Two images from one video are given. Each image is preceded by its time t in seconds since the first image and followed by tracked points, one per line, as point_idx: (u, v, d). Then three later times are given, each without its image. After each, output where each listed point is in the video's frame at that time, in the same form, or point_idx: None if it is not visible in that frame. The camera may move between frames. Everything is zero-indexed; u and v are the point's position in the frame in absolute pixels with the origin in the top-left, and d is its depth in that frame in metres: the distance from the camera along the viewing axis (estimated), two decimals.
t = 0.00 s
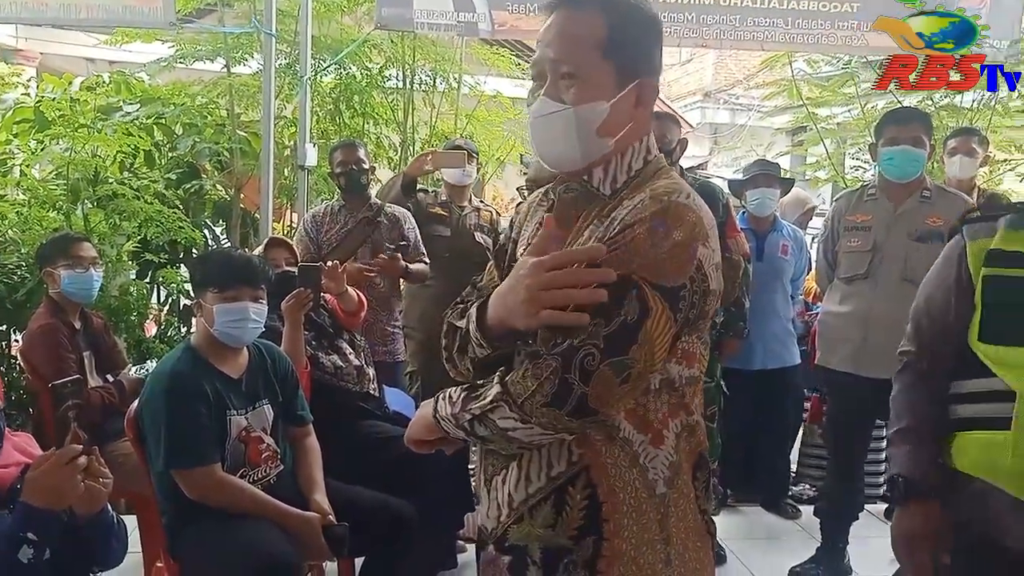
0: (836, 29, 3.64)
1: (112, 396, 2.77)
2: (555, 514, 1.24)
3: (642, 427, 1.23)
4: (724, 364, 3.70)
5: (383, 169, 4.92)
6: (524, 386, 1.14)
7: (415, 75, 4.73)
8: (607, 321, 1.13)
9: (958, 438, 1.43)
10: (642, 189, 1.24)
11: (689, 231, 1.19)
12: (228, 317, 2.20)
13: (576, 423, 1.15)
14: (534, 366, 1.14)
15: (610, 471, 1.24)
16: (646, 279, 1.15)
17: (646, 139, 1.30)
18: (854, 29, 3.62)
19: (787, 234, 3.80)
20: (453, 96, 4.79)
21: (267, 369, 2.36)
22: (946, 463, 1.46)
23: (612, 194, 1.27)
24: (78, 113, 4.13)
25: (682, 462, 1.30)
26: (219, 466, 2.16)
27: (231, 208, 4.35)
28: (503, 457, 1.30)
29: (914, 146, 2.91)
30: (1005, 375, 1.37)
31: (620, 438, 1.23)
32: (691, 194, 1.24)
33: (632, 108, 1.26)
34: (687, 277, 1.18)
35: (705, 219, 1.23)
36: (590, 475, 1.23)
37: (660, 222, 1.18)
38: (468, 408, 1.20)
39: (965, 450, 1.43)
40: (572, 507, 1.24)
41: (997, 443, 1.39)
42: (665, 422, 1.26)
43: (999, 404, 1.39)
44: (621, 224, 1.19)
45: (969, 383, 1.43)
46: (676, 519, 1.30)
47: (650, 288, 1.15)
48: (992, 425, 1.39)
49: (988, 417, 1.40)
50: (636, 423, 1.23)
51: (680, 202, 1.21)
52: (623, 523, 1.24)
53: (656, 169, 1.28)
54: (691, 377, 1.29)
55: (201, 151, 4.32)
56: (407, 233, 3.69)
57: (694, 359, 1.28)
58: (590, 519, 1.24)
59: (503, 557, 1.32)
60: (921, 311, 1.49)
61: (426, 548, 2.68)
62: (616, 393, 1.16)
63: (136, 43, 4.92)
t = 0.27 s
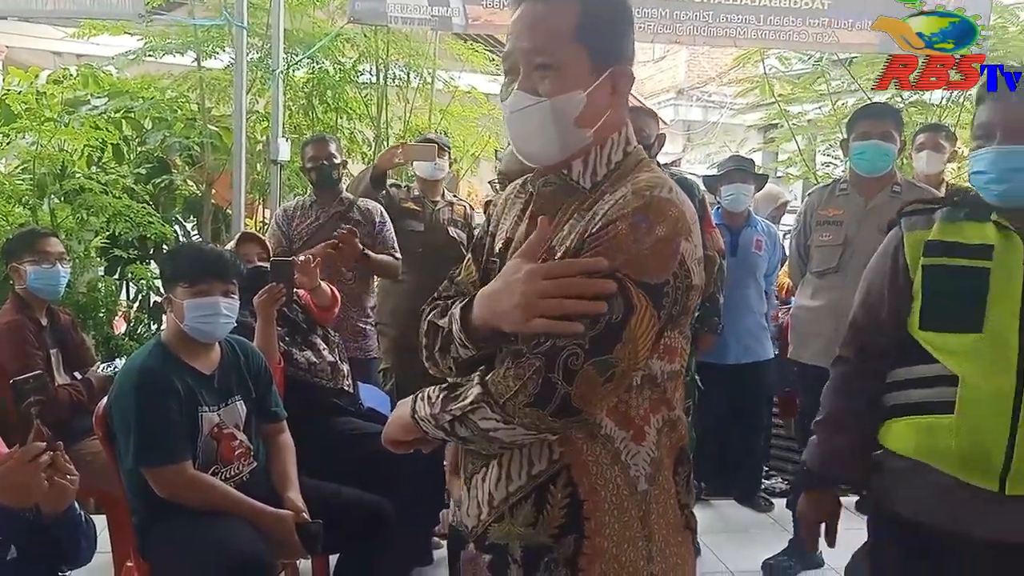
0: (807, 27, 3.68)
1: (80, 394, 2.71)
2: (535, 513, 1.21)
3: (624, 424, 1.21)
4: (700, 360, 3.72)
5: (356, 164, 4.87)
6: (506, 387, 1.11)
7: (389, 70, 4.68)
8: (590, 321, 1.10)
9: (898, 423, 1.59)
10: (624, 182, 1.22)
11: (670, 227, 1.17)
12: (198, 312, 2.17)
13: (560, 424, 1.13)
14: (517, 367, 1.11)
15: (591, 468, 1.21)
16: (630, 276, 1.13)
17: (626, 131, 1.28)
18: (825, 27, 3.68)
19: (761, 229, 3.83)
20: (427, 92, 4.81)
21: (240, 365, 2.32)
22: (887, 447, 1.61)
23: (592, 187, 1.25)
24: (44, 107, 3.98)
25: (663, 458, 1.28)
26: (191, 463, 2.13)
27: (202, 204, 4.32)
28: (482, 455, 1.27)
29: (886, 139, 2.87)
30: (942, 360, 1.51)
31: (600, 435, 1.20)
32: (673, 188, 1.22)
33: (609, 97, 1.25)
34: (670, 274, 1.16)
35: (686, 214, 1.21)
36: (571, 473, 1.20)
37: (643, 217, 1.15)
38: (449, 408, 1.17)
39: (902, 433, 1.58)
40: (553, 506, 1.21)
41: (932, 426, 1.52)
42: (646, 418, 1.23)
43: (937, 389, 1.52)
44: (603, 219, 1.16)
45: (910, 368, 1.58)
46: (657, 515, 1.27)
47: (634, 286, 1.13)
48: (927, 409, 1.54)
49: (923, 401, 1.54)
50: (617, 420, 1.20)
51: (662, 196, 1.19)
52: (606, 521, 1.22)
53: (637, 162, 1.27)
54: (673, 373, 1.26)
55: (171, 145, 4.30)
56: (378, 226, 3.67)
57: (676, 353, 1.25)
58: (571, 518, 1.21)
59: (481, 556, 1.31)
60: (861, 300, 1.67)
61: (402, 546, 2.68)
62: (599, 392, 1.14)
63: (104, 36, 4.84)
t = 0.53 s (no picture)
0: (765, 23, 3.81)
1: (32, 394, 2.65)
2: (498, 510, 1.16)
3: (588, 420, 1.17)
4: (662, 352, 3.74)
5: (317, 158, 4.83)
6: (467, 386, 1.09)
7: (349, 64, 4.65)
8: (551, 317, 1.07)
9: (836, 411, 1.63)
10: (586, 175, 1.19)
11: (633, 221, 1.14)
12: (148, 307, 2.13)
13: (522, 422, 1.10)
14: (478, 365, 1.08)
15: (553, 465, 1.16)
16: (592, 271, 1.10)
17: (586, 124, 1.24)
18: (782, 23, 3.82)
19: (722, 223, 3.86)
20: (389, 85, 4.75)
21: (199, 361, 2.29)
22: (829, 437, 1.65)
23: (552, 179, 1.21)
24: None
25: (627, 454, 1.23)
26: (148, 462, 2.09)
27: (159, 199, 4.24)
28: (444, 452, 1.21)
29: (840, 132, 2.95)
30: (875, 347, 1.55)
31: (563, 432, 1.15)
32: (636, 181, 1.19)
33: (551, 90, 1.20)
34: (632, 269, 1.13)
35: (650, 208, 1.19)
36: (534, 470, 1.15)
37: (605, 211, 1.12)
38: (410, 408, 1.14)
39: (841, 420, 1.62)
40: (515, 503, 1.15)
41: (868, 411, 1.56)
42: (609, 413, 1.19)
43: (871, 376, 1.57)
44: (565, 214, 1.14)
45: (838, 360, 1.63)
46: (620, 513, 1.22)
47: (595, 281, 1.10)
48: (863, 396, 1.58)
49: (858, 389, 1.58)
50: (581, 416, 1.16)
51: (624, 189, 1.15)
52: (571, 520, 1.16)
53: (599, 154, 1.24)
54: (637, 367, 1.23)
55: (126, 140, 4.17)
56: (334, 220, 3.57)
57: (640, 348, 1.22)
58: (535, 516, 1.16)
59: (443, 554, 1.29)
60: (793, 293, 1.70)
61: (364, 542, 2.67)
62: (562, 389, 1.10)
63: (56, 28, 4.73)
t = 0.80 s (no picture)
0: (715, 13, 3.84)
1: None
2: (451, 501, 1.12)
3: (541, 411, 1.13)
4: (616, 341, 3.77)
5: (269, 149, 4.76)
6: (419, 381, 1.05)
7: (300, 53, 4.59)
8: (501, 310, 1.04)
9: (779, 397, 1.67)
10: (539, 165, 1.15)
11: (582, 210, 1.11)
12: (94, 299, 2.08)
13: (477, 418, 1.06)
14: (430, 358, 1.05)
15: (506, 455, 1.12)
16: (542, 263, 1.07)
17: (539, 111, 1.20)
18: (732, 13, 3.87)
19: (676, 213, 3.90)
20: (341, 75, 4.76)
21: (151, 355, 2.26)
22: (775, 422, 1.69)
23: (506, 169, 1.18)
24: None
25: (582, 443, 1.19)
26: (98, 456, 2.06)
27: (105, 190, 4.16)
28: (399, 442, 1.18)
29: (787, 122, 3.00)
30: (812, 333, 1.61)
31: (517, 423, 1.12)
32: (589, 169, 1.16)
33: (484, 83, 1.16)
34: (584, 259, 1.10)
35: (603, 196, 1.15)
36: (488, 462, 1.12)
37: (556, 201, 1.10)
38: (363, 404, 1.11)
39: (784, 406, 1.66)
40: (469, 494, 1.12)
41: (810, 396, 1.61)
42: (563, 404, 1.16)
43: (809, 361, 1.62)
44: (515, 205, 1.10)
45: (778, 347, 1.66)
46: (575, 502, 1.18)
47: (545, 273, 1.07)
48: (803, 381, 1.62)
49: (799, 375, 1.63)
50: (535, 407, 1.13)
51: (576, 179, 1.12)
52: (526, 511, 1.13)
53: (554, 140, 1.20)
54: (592, 357, 1.19)
55: (70, 129, 4.05)
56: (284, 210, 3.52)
57: (593, 338, 1.18)
58: (489, 506, 1.12)
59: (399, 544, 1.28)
60: (728, 281, 1.72)
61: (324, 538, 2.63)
62: (516, 384, 1.07)
63: None
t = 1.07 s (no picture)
0: (668, 5, 3.90)
1: None
2: (405, 488, 1.12)
3: (492, 398, 1.14)
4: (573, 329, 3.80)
5: (222, 140, 4.70)
6: (377, 376, 1.05)
7: (253, 43, 4.54)
8: (450, 301, 1.05)
9: (738, 387, 1.72)
10: (485, 154, 1.17)
11: (530, 200, 1.12)
12: (46, 288, 2.05)
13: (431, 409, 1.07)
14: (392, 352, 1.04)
15: (459, 440, 1.13)
16: (492, 254, 1.08)
17: (485, 101, 1.21)
18: (685, 6, 3.93)
19: (631, 203, 3.94)
20: (295, 66, 4.73)
21: (111, 348, 2.23)
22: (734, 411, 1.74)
23: (456, 158, 1.20)
24: None
25: (532, 429, 1.20)
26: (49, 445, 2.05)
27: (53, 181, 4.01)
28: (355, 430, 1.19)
29: (739, 112, 3.05)
30: (765, 321, 1.67)
31: (468, 409, 1.13)
32: (536, 159, 1.17)
33: (426, 69, 1.16)
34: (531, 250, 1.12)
35: (549, 185, 1.16)
36: (441, 447, 1.12)
37: (503, 192, 1.10)
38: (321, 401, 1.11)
39: (742, 395, 1.72)
40: (423, 479, 1.12)
41: (767, 383, 1.67)
42: (513, 389, 1.17)
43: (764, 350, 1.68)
44: (462, 196, 1.11)
45: (734, 338, 1.72)
46: (525, 487, 1.18)
47: (494, 264, 1.08)
48: (760, 370, 1.68)
49: (755, 363, 1.69)
50: (486, 393, 1.14)
51: (522, 169, 1.13)
52: (479, 497, 1.13)
53: (501, 129, 1.21)
54: (541, 343, 1.21)
55: (16, 120, 3.90)
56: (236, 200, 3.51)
57: (545, 324, 1.20)
58: (442, 491, 1.12)
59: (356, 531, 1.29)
60: (676, 272, 1.76)
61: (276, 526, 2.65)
62: (467, 374, 1.08)
63: None
